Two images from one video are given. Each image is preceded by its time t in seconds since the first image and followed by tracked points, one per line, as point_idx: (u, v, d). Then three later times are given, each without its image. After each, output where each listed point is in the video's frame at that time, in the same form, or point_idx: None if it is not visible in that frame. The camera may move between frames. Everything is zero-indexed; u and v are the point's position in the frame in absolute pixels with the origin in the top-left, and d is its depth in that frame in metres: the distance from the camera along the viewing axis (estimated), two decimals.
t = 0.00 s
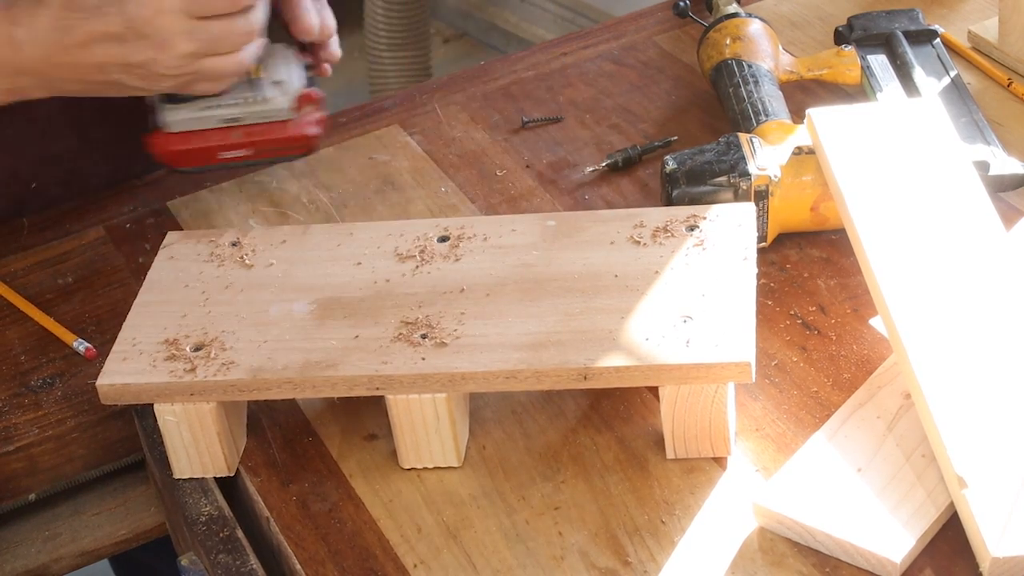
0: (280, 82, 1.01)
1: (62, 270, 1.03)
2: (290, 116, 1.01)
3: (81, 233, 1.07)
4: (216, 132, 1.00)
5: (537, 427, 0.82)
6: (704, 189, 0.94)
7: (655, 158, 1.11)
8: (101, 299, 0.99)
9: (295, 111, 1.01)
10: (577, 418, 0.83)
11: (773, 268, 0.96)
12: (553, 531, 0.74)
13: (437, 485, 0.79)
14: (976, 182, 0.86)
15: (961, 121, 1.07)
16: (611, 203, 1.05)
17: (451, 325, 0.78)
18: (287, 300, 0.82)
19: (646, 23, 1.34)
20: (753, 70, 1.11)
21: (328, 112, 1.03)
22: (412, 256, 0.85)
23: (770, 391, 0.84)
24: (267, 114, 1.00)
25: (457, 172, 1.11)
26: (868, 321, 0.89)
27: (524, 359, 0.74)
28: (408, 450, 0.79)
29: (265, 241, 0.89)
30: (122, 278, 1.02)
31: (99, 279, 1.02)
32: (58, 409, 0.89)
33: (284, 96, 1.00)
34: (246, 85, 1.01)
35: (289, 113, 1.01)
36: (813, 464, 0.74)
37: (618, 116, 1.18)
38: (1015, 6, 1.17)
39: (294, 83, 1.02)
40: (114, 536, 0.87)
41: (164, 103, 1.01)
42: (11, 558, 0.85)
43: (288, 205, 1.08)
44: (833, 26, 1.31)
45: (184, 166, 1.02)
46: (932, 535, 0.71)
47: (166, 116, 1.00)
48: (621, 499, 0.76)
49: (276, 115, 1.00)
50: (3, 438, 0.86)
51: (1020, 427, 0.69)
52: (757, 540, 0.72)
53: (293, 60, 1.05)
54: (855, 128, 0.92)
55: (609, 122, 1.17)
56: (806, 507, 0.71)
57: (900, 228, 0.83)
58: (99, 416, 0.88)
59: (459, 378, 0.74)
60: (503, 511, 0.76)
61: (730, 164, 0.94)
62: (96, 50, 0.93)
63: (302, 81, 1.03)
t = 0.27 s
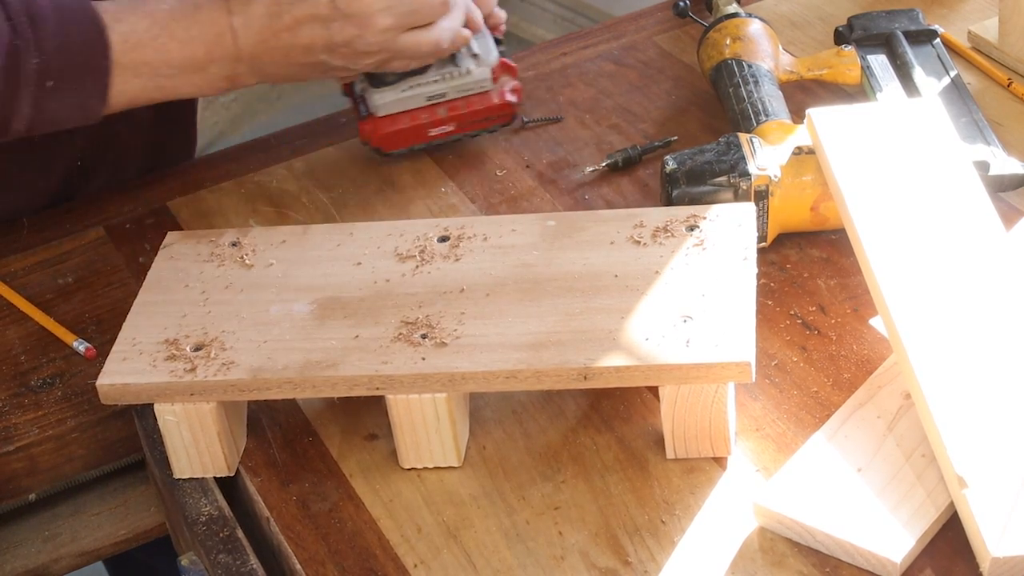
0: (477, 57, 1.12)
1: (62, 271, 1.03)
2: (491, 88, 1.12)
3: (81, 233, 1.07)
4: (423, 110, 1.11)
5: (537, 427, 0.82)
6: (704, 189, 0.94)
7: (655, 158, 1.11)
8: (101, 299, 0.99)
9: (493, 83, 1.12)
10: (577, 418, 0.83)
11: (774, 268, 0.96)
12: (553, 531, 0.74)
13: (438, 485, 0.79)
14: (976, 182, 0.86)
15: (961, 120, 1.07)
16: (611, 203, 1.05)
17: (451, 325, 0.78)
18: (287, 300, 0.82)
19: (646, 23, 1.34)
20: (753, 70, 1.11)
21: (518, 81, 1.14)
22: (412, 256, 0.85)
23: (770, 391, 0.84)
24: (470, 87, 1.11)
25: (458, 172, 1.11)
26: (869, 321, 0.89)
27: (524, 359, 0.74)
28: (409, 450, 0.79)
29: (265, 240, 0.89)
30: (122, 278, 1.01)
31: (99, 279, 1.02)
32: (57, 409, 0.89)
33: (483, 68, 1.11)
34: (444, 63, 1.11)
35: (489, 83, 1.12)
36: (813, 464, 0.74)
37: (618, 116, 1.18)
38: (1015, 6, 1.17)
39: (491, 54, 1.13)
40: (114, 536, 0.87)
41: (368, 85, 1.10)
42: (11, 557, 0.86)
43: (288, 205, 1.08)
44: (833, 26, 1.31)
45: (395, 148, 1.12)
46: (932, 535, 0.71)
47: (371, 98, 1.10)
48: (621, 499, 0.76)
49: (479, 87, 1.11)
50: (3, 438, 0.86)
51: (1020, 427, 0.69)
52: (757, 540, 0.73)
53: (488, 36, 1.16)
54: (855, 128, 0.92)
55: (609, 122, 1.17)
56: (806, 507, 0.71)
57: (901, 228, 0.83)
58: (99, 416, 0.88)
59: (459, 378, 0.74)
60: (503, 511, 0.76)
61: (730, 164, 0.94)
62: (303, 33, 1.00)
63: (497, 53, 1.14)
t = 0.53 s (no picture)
0: (534, 6, 1.15)
1: (62, 271, 1.03)
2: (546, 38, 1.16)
3: (81, 233, 1.07)
4: (480, 58, 1.15)
5: (537, 427, 0.82)
6: (704, 189, 0.94)
7: (655, 158, 1.11)
8: (101, 299, 0.99)
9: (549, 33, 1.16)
10: (577, 418, 0.83)
11: (773, 268, 0.96)
12: (553, 531, 0.74)
13: (438, 485, 0.79)
14: (976, 182, 0.86)
15: (961, 121, 1.07)
16: (611, 203, 1.05)
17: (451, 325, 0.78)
18: (287, 300, 0.82)
19: (646, 23, 1.34)
20: (753, 70, 1.11)
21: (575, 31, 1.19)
22: (412, 256, 0.85)
23: (770, 391, 0.84)
24: (526, 35, 1.15)
25: (458, 172, 1.11)
26: (868, 321, 0.89)
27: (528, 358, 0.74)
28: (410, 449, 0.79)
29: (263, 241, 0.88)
30: (121, 278, 1.01)
31: (99, 279, 1.02)
32: (58, 409, 0.88)
33: (538, 17, 1.15)
34: (500, 9, 1.14)
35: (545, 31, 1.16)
36: (813, 464, 0.74)
37: (618, 116, 1.18)
38: (1015, 6, 1.17)
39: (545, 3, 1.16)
40: (113, 536, 0.87)
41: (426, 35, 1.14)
42: (11, 557, 0.86)
43: (289, 205, 1.08)
44: (833, 26, 1.31)
45: (451, 97, 1.17)
46: (932, 535, 0.71)
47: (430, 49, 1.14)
48: (622, 500, 0.76)
49: (535, 36, 1.15)
50: (3, 438, 0.85)
51: (1020, 427, 0.69)
52: (757, 540, 0.72)
53: None
54: (855, 128, 0.92)
55: (609, 122, 1.17)
56: (806, 507, 0.71)
57: (901, 228, 0.83)
58: (99, 416, 0.87)
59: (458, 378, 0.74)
60: (503, 511, 0.76)
61: (730, 164, 0.94)
62: None
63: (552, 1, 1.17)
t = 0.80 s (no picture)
0: (581, 13, 1.19)
1: (62, 271, 1.03)
2: (588, 46, 1.19)
3: (81, 233, 1.07)
4: (521, 56, 1.19)
5: (537, 427, 0.82)
6: (704, 189, 0.94)
7: (655, 158, 1.11)
8: (101, 299, 0.99)
9: (591, 42, 1.19)
10: (577, 418, 0.83)
11: (774, 268, 0.96)
12: (553, 531, 0.74)
13: (438, 485, 0.79)
14: (976, 182, 0.86)
15: (961, 121, 1.07)
16: (611, 203, 1.05)
17: (451, 325, 0.78)
18: (287, 300, 0.82)
19: (646, 23, 1.34)
20: (753, 70, 1.11)
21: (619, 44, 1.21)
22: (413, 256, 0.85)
23: (770, 391, 0.84)
24: (569, 39, 1.18)
25: (458, 172, 1.11)
26: (868, 321, 0.89)
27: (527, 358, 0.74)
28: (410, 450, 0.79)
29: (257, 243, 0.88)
30: (121, 278, 1.01)
31: (99, 279, 1.02)
32: (58, 409, 0.90)
33: (583, 23, 1.18)
34: (550, 12, 1.19)
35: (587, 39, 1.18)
36: (813, 464, 0.74)
37: (618, 116, 1.18)
38: (1015, 6, 1.17)
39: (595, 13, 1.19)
40: (113, 536, 0.87)
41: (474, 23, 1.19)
42: (11, 557, 0.86)
43: (289, 205, 1.08)
44: (833, 26, 1.31)
45: (491, 91, 1.21)
46: (932, 535, 0.71)
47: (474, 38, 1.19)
48: (622, 499, 0.76)
49: (576, 42, 1.18)
50: (3, 438, 0.88)
51: (1020, 427, 0.69)
52: (757, 540, 0.73)
53: None
54: (855, 128, 0.92)
55: (609, 122, 1.17)
56: (805, 507, 0.71)
57: (901, 227, 0.83)
58: (98, 415, 0.89)
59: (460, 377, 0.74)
60: (503, 512, 0.76)
61: (730, 164, 0.94)
62: None
63: (602, 10, 1.20)
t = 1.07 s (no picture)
0: (630, 24, 1.17)
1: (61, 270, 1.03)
2: (633, 59, 1.17)
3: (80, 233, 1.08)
4: (567, 63, 1.19)
5: (537, 427, 0.82)
6: (704, 189, 0.94)
7: (655, 158, 1.11)
8: (102, 300, 1.00)
9: (638, 54, 1.17)
10: (577, 419, 0.83)
11: (774, 268, 0.96)
12: (553, 531, 0.74)
13: (438, 485, 0.79)
14: (976, 182, 0.86)
15: (961, 121, 1.07)
16: (611, 203, 1.05)
17: (457, 329, 0.78)
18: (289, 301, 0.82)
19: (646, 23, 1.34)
20: (753, 70, 1.11)
21: (668, 57, 1.18)
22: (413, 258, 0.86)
23: (770, 391, 0.84)
24: (614, 51, 1.16)
25: (458, 172, 1.11)
26: (868, 321, 0.89)
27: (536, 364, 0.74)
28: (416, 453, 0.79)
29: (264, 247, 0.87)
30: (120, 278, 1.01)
31: (99, 279, 1.02)
32: (58, 409, 0.91)
33: (630, 36, 1.16)
34: (600, 20, 1.17)
35: (633, 51, 1.17)
36: (813, 464, 0.74)
37: (618, 116, 1.18)
38: (1015, 6, 1.17)
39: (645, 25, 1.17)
40: (114, 536, 0.86)
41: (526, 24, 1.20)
42: (11, 557, 0.85)
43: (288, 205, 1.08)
44: (833, 26, 1.31)
45: (536, 93, 1.21)
46: (932, 535, 0.71)
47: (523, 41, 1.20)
48: (622, 499, 0.76)
49: (621, 54, 1.17)
50: (3, 439, 0.89)
51: (1020, 427, 0.69)
52: (757, 540, 0.73)
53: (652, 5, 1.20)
54: (855, 128, 0.92)
55: (609, 122, 1.17)
56: (806, 507, 0.71)
57: (901, 228, 0.83)
58: (98, 416, 0.91)
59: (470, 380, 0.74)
60: (504, 512, 0.76)
61: (730, 164, 0.94)
62: None
63: (651, 23, 1.17)
